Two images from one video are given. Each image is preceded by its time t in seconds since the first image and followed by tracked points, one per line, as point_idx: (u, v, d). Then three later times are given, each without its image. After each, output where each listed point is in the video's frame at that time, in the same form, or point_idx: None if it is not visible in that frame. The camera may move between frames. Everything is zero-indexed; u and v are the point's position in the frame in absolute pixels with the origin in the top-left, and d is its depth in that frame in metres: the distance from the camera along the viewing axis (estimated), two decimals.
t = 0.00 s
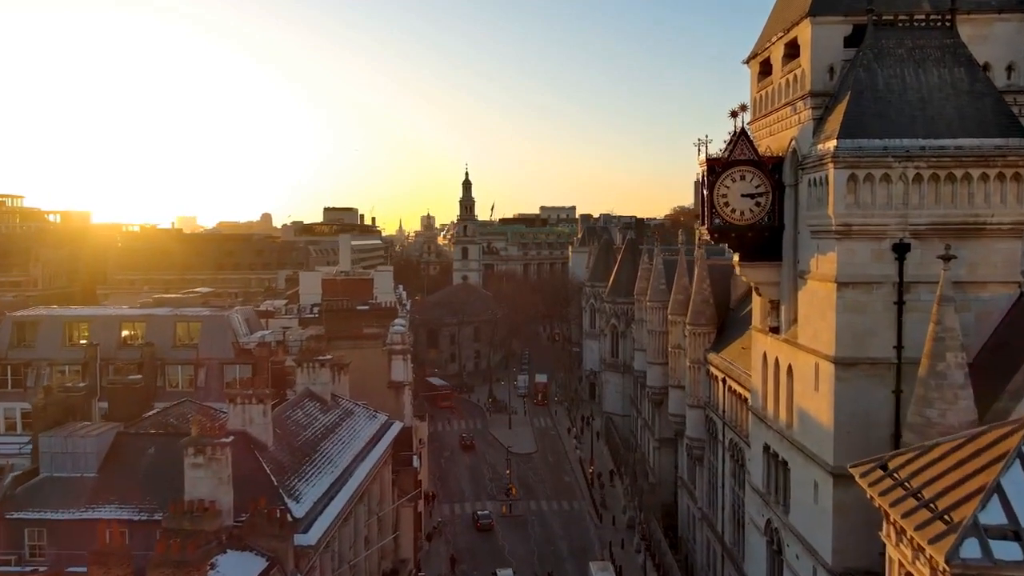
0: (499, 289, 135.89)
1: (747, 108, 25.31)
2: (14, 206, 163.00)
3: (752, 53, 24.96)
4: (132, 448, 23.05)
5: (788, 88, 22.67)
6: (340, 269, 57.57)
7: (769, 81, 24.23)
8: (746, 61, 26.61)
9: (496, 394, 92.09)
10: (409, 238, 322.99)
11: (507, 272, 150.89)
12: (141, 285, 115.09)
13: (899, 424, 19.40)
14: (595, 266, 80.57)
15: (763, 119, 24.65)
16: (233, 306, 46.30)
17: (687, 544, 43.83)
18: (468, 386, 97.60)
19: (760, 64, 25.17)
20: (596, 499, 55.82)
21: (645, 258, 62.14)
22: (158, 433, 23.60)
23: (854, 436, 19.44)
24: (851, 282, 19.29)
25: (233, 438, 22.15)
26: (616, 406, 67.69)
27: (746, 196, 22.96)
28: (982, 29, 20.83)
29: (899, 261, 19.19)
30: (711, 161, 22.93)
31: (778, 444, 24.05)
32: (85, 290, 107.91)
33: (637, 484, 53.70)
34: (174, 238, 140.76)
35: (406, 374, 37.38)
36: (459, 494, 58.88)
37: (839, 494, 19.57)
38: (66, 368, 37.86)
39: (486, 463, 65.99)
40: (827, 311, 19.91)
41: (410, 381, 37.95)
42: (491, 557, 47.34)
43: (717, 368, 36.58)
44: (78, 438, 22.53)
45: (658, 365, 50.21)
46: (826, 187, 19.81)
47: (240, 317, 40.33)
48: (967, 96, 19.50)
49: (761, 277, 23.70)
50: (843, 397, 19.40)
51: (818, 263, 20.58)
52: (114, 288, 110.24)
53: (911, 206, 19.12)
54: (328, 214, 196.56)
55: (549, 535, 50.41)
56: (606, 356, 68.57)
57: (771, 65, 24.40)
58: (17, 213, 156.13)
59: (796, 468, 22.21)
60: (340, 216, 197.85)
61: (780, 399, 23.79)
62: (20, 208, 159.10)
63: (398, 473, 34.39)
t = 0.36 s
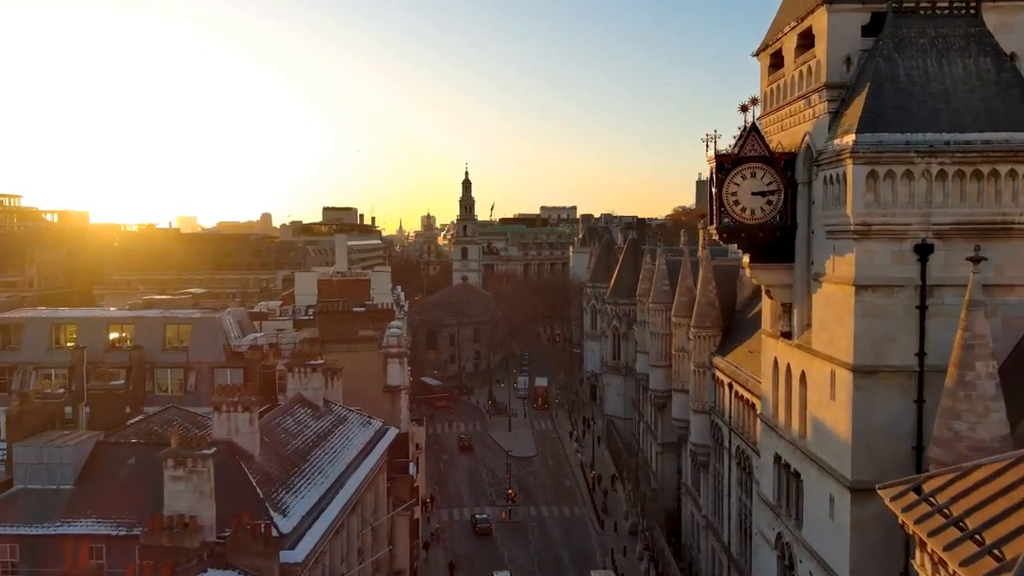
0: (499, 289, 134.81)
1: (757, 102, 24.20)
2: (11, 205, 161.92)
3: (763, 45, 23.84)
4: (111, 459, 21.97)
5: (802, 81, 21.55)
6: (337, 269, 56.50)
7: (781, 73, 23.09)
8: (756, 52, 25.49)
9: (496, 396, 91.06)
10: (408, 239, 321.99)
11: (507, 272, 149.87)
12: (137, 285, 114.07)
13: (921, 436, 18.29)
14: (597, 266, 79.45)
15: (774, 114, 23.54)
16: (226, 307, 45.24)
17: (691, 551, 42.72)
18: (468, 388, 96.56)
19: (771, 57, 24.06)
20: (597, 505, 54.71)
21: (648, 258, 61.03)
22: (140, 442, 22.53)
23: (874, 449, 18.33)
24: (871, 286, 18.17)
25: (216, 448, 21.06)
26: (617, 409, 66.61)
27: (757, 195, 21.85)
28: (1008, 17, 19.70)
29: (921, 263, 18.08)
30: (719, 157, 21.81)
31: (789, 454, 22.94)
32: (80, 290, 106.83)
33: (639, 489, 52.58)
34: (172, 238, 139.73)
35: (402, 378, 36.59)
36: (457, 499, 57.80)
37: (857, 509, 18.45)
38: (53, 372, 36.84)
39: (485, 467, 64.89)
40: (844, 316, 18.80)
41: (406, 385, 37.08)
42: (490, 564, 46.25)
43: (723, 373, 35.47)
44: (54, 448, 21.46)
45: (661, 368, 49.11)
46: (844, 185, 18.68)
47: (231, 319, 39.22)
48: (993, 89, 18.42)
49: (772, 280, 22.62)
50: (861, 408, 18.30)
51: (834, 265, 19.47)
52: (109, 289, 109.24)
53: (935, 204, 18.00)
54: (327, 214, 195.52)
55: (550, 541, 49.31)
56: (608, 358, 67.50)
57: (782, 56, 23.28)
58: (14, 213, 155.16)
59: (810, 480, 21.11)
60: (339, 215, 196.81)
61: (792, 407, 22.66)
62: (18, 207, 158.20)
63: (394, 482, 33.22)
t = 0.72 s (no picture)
0: (499, 290, 133.67)
1: (767, 96, 23.10)
2: (8, 205, 160.74)
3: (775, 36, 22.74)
4: (87, 470, 20.84)
5: (816, 73, 20.44)
6: (333, 270, 55.37)
7: (793, 66, 21.99)
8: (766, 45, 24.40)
9: (496, 398, 89.94)
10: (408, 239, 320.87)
11: (506, 273, 148.69)
12: (133, 286, 112.83)
13: (946, 449, 17.16)
14: (598, 266, 78.35)
15: (786, 108, 22.44)
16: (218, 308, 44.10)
17: (695, 560, 41.60)
18: (467, 389, 95.45)
19: (782, 49, 22.98)
20: (598, 511, 53.56)
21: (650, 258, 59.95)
22: (118, 453, 21.42)
23: (895, 463, 17.20)
24: (893, 289, 17.03)
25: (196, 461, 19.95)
26: (618, 412, 65.49)
27: (768, 193, 20.72)
28: None
29: (947, 265, 16.96)
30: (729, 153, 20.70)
31: (801, 466, 21.81)
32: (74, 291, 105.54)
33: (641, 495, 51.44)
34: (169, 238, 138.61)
35: (398, 383, 35.42)
36: (456, 504, 56.66)
37: (878, 526, 17.32)
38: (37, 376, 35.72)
39: (483, 471, 63.76)
40: (863, 321, 17.67)
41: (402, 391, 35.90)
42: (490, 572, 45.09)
43: (729, 377, 34.34)
44: (27, 459, 20.42)
45: (663, 372, 47.97)
46: (863, 181, 17.55)
47: (223, 321, 38.08)
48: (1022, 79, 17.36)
49: (784, 283, 21.49)
50: (882, 419, 17.18)
51: (852, 267, 18.34)
52: (104, 289, 107.92)
53: (961, 202, 16.87)
54: (326, 214, 194.32)
55: (550, 549, 48.17)
56: (609, 360, 66.42)
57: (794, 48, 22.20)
58: (10, 213, 153.96)
59: (824, 495, 19.98)
60: (338, 216, 195.61)
61: (805, 417, 21.53)
62: (15, 207, 157.01)
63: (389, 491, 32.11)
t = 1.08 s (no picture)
0: (499, 290, 132.60)
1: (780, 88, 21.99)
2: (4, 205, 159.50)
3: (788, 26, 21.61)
4: (61, 483, 19.72)
5: (832, 64, 19.33)
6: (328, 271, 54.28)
7: (807, 56, 20.88)
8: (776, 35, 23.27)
9: (495, 400, 88.85)
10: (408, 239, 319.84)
11: (507, 273, 147.59)
12: (129, 286, 111.60)
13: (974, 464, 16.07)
14: (599, 267, 77.24)
15: (799, 101, 21.35)
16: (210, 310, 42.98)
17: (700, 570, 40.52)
18: (466, 391, 94.40)
19: (794, 39, 21.87)
20: (599, 517, 52.46)
21: (653, 259, 58.83)
22: (95, 465, 20.30)
23: (919, 479, 16.08)
24: (918, 293, 15.90)
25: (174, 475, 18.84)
26: (620, 415, 64.35)
27: (781, 190, 19.62)
28: None
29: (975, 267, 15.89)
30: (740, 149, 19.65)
31: (815, 478, 20.69)
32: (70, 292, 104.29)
33: (643, 501, 50.32)
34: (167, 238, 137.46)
35: (393, 388, 34.51)
36: (454, 510, 55.52)
37: (900, 546, 16.21)
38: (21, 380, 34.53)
39: (482, 475, 62.66)
40: (886, 327, 16.54)
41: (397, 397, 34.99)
42: None
43: (735, 383, 33.22)
44: None
45: (666, 375, 46.83)
46: (885, 178, 16.42)
47: (214, 324, 36.92)
48: None
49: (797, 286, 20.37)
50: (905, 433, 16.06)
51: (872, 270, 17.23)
52: (100, 290, 106.66)
53: (991, 200, 15.76)
54: (325, 214, 193.15)
55: (551, 556, 47.07)
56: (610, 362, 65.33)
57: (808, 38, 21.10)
58: (7, 212, 152.72)
59: (842, 511, 18.85)
60: (337, 215, 194.49)
61: (819, 427, 20.42)
62: (11, 206, 155.75)
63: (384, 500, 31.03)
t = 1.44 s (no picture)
0: (499, 291, 131.65)
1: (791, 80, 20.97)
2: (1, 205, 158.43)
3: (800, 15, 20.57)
4: (34, 496, 18.71)
5: (848, 54, 18.29)
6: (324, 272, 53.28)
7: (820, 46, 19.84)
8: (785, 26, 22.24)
9: (494, 402, 87.84)
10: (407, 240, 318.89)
11: (506, 273, 146.57)
12: (125, 287, 110.56)
13: (1001, 480, 15.07)
14: (600, 267, 76.26)
15: (812, 93, 20.32)
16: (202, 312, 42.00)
17: None
18: (465, 393, 93.44)
19: (806, 30, 20.85)
20: (600, 523, 51.46)
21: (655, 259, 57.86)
22: (71, 476, 19.29)
23: (944, 496, 15.06)
24: (943, 298, 14.87)
25: (150, 490, 17.82)
26: (621, 418, 63.37)
27: (794, 188, 18.57)
28: None
29: (1004, 269, 14.89)
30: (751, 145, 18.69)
31: (828, 491, 19.66)
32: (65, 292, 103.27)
33: (645, 506, 49.33)
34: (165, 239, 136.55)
35: (389, 394, 33.64)
36: (452, 514, 54.52)
37: (923, 567, 15.18)
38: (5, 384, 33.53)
39: (481, 479, 61.68)
40: (908, 333, 15.51)
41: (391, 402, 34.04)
42: None
43: (741, 388, 32.20)
44: None
45: (669, 378, 45.86)
46: (907, 174, 15.37)
47: (205, 326, 35.93)
48: None
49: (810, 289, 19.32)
50: (928, 446, 15.03)
51: (892, 273, 16.19)
52: (95, 290, 105.59)
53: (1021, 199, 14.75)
54: (324, 214, 192.17)
55: (550, 563, 46.06)
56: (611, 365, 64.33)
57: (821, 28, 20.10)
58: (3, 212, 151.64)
59: (858, 527, 17.80)
60: (336, 216, 193.50)
61: (833, 437, 19.39)
62: (8, 206, 154.70)
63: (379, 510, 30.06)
